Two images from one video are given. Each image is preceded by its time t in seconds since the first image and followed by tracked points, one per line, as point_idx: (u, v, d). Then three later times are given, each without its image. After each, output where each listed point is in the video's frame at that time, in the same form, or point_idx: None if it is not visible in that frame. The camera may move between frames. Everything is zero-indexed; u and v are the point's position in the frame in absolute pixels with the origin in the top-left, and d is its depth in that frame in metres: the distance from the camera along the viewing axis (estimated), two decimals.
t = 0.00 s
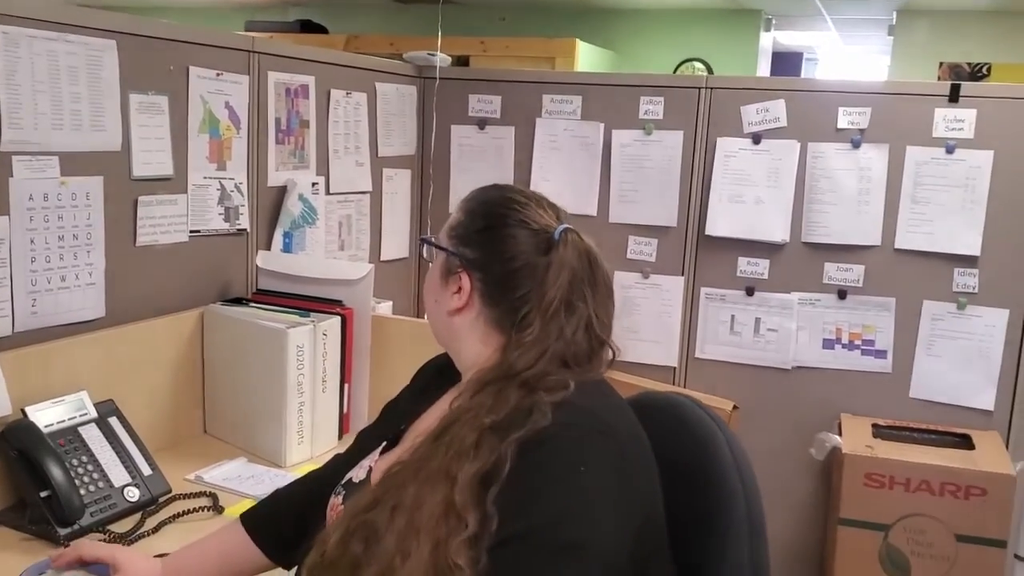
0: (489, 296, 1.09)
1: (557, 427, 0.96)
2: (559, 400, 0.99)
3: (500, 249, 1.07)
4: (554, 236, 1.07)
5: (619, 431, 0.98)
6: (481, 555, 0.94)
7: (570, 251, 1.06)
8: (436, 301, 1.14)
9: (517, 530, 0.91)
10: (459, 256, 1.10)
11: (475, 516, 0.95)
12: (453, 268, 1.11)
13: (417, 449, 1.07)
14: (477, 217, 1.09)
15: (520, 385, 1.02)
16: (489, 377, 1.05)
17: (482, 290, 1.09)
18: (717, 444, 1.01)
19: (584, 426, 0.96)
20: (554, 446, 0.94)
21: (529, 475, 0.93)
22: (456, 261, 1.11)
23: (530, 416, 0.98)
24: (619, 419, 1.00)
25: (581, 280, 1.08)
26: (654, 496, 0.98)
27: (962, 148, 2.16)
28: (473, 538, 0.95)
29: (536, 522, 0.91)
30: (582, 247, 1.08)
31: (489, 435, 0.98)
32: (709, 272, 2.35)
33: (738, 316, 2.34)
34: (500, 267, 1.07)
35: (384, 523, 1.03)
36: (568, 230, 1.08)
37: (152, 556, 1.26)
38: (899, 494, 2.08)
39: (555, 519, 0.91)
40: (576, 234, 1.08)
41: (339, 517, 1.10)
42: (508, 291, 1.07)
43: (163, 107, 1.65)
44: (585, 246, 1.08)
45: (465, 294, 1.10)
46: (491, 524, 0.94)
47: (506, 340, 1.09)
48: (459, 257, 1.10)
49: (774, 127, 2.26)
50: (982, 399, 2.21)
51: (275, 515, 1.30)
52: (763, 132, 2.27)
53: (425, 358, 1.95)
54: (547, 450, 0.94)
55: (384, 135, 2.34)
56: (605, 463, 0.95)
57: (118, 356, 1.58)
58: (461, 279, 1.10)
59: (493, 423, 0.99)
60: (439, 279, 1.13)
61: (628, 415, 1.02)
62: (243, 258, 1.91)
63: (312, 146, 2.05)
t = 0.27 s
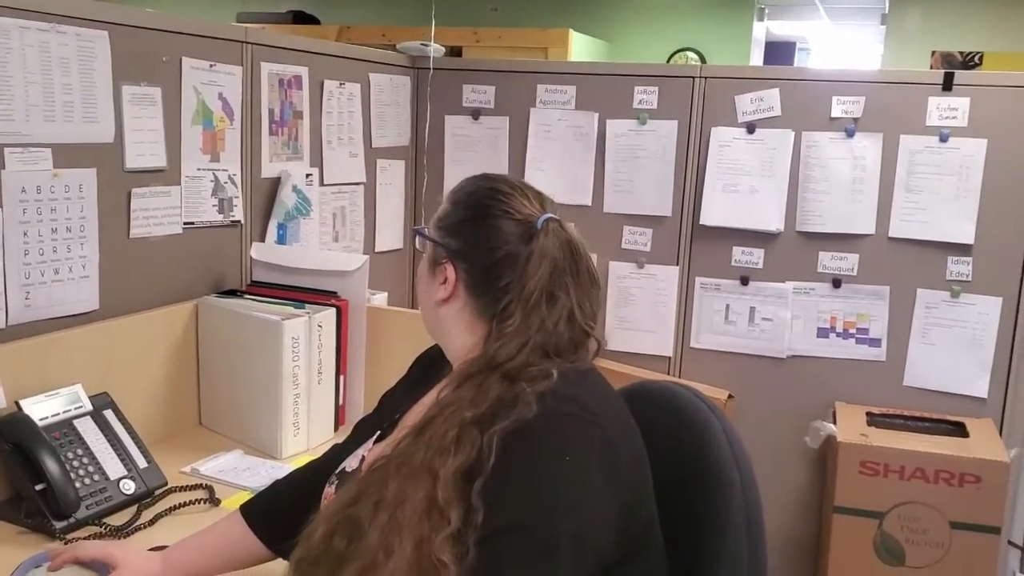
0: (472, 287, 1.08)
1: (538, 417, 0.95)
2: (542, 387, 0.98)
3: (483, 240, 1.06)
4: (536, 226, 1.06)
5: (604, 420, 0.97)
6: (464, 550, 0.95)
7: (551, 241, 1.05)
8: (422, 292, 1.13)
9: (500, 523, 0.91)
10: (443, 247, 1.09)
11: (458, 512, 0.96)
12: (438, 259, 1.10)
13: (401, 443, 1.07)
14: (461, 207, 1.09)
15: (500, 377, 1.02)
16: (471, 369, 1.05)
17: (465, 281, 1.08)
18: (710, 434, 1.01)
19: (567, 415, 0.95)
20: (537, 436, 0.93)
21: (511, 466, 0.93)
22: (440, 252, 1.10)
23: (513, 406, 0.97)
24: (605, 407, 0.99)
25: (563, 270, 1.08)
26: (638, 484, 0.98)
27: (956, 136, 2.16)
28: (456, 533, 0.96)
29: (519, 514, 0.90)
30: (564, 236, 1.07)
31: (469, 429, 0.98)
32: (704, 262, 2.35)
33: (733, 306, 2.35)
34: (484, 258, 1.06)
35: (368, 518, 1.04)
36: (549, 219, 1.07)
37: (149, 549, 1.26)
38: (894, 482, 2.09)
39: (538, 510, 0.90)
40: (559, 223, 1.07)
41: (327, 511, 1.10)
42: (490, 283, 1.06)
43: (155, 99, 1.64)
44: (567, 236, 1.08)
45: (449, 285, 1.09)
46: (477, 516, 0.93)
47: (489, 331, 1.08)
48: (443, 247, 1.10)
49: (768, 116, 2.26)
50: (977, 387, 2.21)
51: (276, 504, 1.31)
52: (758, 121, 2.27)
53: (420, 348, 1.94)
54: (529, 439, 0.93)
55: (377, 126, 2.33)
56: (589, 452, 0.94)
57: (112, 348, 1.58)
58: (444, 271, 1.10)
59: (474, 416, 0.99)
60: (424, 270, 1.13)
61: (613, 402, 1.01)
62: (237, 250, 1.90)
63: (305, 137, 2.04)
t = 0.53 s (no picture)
0: (448, 278, 1.07)
1: (517, 406, 0.94)
2: (520, 375, 0.98)
3: (457, 231, 1.06)
4: (509, 215, 1.06)
5: (586, 409, 0.96)
6: (445, 542, 0.97)
7: (523, 230, 1.05)
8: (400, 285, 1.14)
9: (481, 513, 0.91)
10: (419, 240, 1.10)
11: (438, 504, 0.97)
12: (415, 252, 1.10)
13: (382, 435, 1.08)
14: (436, 200, 1.09)
15: (478, 368, 1.02)
16: (448, 361, 1.05)
17: (441, 273, 1.08)
18: (701, 428, 1.01)
19: (547, 402, 0.94)
20: (516, 425, 0.93)
21: (492, 457, 0.92)
22: (417, 245, 1.10)
23: (492, 396, 0.97)
24: (588, 395, 0.98)
25: (537, 258, 1.07)
26: (623, 473, 0.97)
27: (943, 128, 2.17)
28: (435, 526, 0.97)
29: (498, 505, 0.90)
30: (537, 224, 1.07)
31: (449, 420, 0.99)
32: (692, 254, 2.36)
33: (722, 297, 2.35)
34: (457, 248, 1.06)
35: (350, 510, 1.05)
36: (522, 208, 1.07)
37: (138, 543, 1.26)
38: (882, 472, 2.11)
39: (518, 500, 0.90)
40: (532, 211, 1.06)
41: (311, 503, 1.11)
42: (464, 273, 1.06)
43: (142, 91, 1.63)
44: (540, 224, 1.07)
45: (426, 277, 1.09)
46: (458, 507, 0.94)
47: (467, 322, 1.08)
48: (419, 240, 1.09)
49: (756, 108, 2.26)
50: (964, 377, 2.23)
51: (267, 501, 1.31)
52: (746, 113, 2.27)
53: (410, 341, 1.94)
54: (508, 428, 0.93)
55: (365, 118, 2.32)
56: (571, 441, 0.93)
57: (99, 342, 1.57)
58: (421, 263, 1.09)
59: (453, 409, 1.00)
60: (402, 264, 1.13)
61: (596, 390, 1.01)
62: (225, 243, 1.89)
63: (293, 130, 2.03)
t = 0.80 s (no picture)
0: (435, 273, 1.08)
1: (505, 399, 0.94)
2: (508, 368, 0.98)
3: (441, 224, 1.06)
4: (494, 208, 1.06)
5: (576, 403, 0.96)
6: (432, 536, 0.97)
7: (507, 222, 1.05)
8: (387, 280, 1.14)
9: (470, 507, 0.91)
10: (405, 235, 1.10)
11: (426, 499, 0.98)
12: (403, 247, 1.10)
13: (371, 431, 1.07)
14: (420, 195, 1.09)
15: (465, 361, 1.02)
16: (434, 355, 1.05)
17: (428, 267, 1.08)
18: (697, 423, 1.01)
19: (536, 396, 0.94)
20: (505, 419, 0.93)
21: (482, 451, 0.93)
22: (405, 241, 1.10)
23: (480, 389, 0.97)
24: (578, 389, 0.98)
25: (521, 250, 1.07)
26: (615, 466, 0.97)
27: (939, 123, 2.17)
28: (423, 521, 0.98)
29: (488, 499, 0.91)
30: (521, 216, 1.07)
31: (436, 415, 0.99)
32: (688, 249, 2.36)
33: (717, 293, 2.36)
34: (443, 243, 1.06)
35: (338, 507, 1.05)
36: (507, 200, 1.07)
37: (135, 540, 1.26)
38: (877, 467, 2.11)
39: (507, 495, 0.90)
40: (517, 203, 1.06)
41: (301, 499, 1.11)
42: (449, 267, 1.06)
43: (137, 87, 1.63)
44: (525, 216, 1.07)
45: (413, 272, 1.09)
46: (446, 500, 0.94)
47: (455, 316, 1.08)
48: (407, 235, 1.10)
49: (752, 103, 2.26)
50: (959, 372, 2.23)
51: (264, 497, 1.31)
52: (742, 108, 2.27)
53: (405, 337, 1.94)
54: (497, 422, 0.93)
55: (360, 113, 2.31)
56: (561, 434, 0.93)
57: (94, 339, 1.56)
58: (409, 259, 1.09)
59: (441, 403, 1.00)
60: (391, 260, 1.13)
61: (587, 384, 1.00)
62: (220, 239, 1.89)
63: (288, 125, 2.02)
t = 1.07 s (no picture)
0: (432, 267, 1.07)
1: (504, 394, 0.95)
2: (506, 363, 0.98)
3: (438, 218, 1.06)
4: (490, 202, 1.06)
5: (574, 399, 0.97)
6: (429, 530, 0.97)
7: (503, 216, 1.05)
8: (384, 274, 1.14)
9: (468, 500, 0.91)
10: (401, 229, 1.10)
11: (423, 493, 0.98)
12: (400, 241, 1.10)
13: (368, 426, 1.08)
14: (416, 189, 1.09)
15: (463, 355, 1.03)
16: (432, 349, 1.06)
17: (424, 261, 1.08)
18: (694, 417, 1.01)
19: (534, 391, 0.95)
20: (503, 414, 0.93)
21: (480, 445, 0.93)
22: (402, 236, 1.10)
23: (479, 383, 0.98)
24: (575, 386, 0.99)
25: (518, 244, 1.07)
26: (611, 462, 0.98)
27: (934, 117, 2.18)
28: (421, 515, 0.97)
29: (486, 492, 0.91)
30: (518, 211, 1.07)
31: (434, 409, 0.99)
32: (684, 243, 2.36)
33: (713, 287, 2.36)
34: (440, 237, 1.06)
35: (336, 501, 1.05)
36: (504, 195, 1.07)
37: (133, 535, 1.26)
38: (873, 460, 2.12)
39: (505, 487, 0.91)
40: (513, 197, 1.06)
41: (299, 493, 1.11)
42: (445, 261, 1.06)
43: (133, 82, 1.62)
44: (521, 210, 1.07)
45: (409, 266, 1.09)
46: (444, 494, 0.94)
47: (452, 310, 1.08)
48: (403, 229, 1.09)
49: (748, 97, 2.27)
50: (954, 365, 2.24)
51: (262, 492, 1.31)
52: (738, 103, 2.27)
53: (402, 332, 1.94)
54: (495, 417, 0.94)
55: (356, 108, 2.31)
56: (559, 429, 0.94)
57: (90, 335, 1.56)
58: (406, 253, 1.09)
59: (438, 398, 1.00)
60: (387, 254, 1.13)
61: (584, 380, 1.01)
62: (216, 234, 1.89)
63: (284, 120, 2.02)
